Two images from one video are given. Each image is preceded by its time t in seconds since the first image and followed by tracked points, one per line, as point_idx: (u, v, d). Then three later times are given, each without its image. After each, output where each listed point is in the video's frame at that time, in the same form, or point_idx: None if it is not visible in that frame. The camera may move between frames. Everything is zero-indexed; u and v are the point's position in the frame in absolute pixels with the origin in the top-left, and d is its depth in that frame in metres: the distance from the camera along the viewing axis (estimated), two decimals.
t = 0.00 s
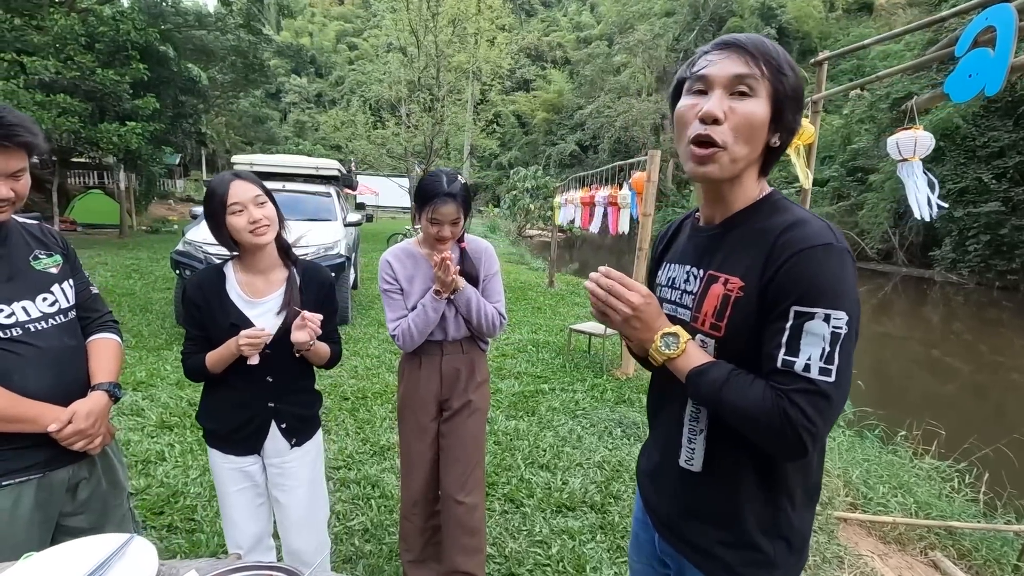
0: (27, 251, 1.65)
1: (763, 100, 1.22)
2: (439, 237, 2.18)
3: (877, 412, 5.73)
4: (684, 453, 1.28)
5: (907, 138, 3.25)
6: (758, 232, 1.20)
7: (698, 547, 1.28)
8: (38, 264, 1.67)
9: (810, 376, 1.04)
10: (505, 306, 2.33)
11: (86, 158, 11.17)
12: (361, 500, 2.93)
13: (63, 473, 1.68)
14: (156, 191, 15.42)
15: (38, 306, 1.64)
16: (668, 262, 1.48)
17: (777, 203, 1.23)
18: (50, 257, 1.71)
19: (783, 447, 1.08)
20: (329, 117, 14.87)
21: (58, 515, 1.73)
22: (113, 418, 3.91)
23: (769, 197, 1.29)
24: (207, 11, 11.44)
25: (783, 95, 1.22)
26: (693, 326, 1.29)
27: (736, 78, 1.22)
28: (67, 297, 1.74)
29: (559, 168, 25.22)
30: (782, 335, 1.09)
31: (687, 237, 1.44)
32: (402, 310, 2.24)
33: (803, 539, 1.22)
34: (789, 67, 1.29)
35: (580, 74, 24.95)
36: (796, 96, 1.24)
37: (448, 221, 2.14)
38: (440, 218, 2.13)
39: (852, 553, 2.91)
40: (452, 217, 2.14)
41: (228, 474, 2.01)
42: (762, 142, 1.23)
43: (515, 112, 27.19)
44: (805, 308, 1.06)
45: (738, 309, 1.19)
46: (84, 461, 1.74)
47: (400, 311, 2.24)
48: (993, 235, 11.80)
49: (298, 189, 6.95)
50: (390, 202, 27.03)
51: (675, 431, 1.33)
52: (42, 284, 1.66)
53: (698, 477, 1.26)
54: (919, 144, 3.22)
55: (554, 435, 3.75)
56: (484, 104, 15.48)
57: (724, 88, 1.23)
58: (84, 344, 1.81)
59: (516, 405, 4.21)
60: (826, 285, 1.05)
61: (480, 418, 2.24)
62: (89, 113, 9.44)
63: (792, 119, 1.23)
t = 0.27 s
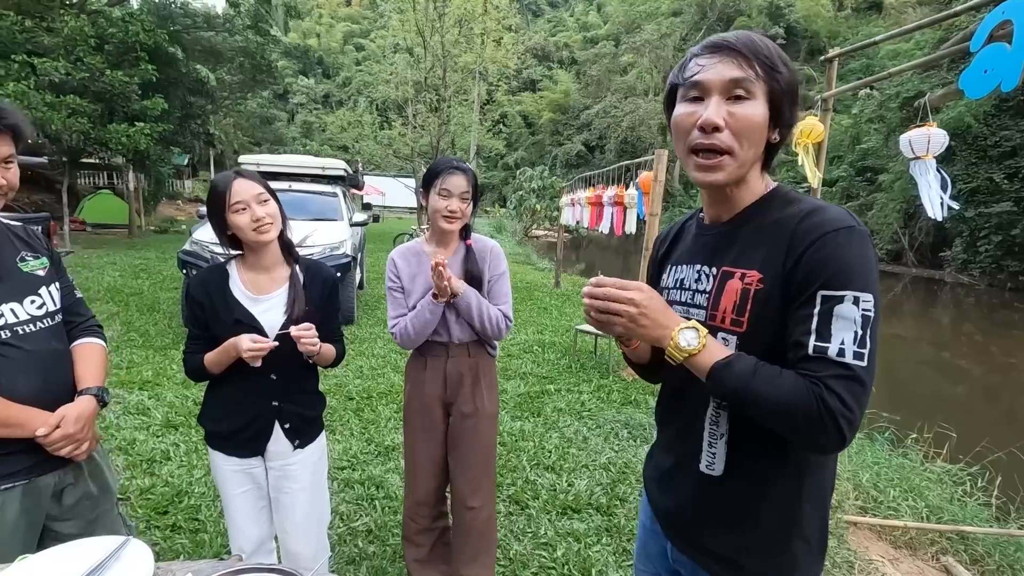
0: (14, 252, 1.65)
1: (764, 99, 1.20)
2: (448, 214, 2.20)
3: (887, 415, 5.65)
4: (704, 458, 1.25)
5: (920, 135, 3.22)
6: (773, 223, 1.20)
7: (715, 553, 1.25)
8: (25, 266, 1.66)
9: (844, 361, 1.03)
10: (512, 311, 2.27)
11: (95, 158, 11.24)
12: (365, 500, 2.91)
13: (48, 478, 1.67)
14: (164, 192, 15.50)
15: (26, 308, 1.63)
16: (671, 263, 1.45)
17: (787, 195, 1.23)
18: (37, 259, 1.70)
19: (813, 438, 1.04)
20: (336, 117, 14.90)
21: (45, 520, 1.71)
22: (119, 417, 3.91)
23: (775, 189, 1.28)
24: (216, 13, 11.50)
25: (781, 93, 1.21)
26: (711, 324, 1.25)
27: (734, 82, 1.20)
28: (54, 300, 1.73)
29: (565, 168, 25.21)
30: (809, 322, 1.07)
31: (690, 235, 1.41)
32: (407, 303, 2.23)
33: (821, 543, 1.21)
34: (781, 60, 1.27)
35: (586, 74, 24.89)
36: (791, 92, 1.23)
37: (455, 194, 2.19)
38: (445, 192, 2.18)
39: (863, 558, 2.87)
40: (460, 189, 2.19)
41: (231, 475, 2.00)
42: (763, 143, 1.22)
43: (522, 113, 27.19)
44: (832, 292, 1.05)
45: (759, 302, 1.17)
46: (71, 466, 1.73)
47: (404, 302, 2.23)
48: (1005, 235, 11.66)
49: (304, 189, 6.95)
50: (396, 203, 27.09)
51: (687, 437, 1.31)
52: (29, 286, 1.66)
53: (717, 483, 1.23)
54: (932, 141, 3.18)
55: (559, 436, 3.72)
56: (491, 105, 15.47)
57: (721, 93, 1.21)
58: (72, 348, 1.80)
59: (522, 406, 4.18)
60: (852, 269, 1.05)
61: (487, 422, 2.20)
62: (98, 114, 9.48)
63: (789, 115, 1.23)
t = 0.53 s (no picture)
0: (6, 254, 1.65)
1: (742, 105, 1.20)
2: (451, 203, 2.21)
3: (896, 417, 5.61)
4: (719, 463, 1.25)
5: (929, 133, 3.18)
6: (760, 226, 1.19)
7: (731, 552, 1.25)
8: (16, 268, 1.66)
9: (829, 360, 1.02)
10: (521, 311, 2.25)
11: (103, 159, 11.30)
12: (370, 500, 2.91)
13: (39, 481, 1.67)
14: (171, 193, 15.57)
15: (19, 310, 1.63)
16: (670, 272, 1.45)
17: (773, 195, 1.22)
18: (28, 262, 1.70)
19: (799, 442, 1.03)
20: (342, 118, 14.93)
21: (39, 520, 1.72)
22: (125, 417, 3.92)
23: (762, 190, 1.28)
24: (223, 15, 11.56)
25: (757, 98, 1.20)
26: (712, 333, 1.25)
27: (710, 92, 1.19)
28: (46, 303, 1.73)
29: (571, 169, 25.19)
30: (796, 321, 1.06)
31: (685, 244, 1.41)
32: (414, 302, 2.23)
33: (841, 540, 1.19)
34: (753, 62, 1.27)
35: (592, 74, 24.82)
36: (767, 94, 1.22)
37: (456, 183, 2.21)
38: (448, 181, 2.20)
39: (870, 561, 2.84)
40: (460, 178, 2.21)
41: (241, 472, 1.99)
42: (746, 148, 1.22)
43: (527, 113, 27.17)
44: (817, 291, 1.04)
45: (755, 308, 1.17)
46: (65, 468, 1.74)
47: (410, 301, 2.23)
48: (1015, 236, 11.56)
49: (309, 189, 6.96)
50: (402, 204, 27.14)
51: (703, 441, 1.31)
52: (21, 288, 1.65)
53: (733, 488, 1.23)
54: (942, 140, 3.15)
55: (564, 437, 3.71)
56: (496, 106, 15.47)
57: (699, 104, 1.20)
58: (63, 351, 1.80)
59: (527, 407, 4.17)
60: (837, 267, 1.04)
61: (494, 424, 2.19)
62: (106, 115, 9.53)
63: (767, 118, 1.23)
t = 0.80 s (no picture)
0: (12, 251, 1.65)
1: (715, 117, 1.19)
2: (454, 205, 2.21)
3: (901, 419, 5.58)
4: (719, 465, 1.27)
5: (935, 133, 3.16)
6: (745, 231, 1.20)
7: (737, 550, 1.25)
8: (22, 266, 1.67)
9: (796, 360, 1.01)
10: (527, 313, 2.25)
11: (109, 160, 11.36)
12: (374, 500, 2.92)
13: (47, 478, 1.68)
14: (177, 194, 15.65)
15: (22, 308, 1.64)
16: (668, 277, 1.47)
17: (757, 201, 1.22)
18: (34, 260, 1.70)
19: (767, 437, 1.02)
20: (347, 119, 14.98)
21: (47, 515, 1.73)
22: (131, 416, 3.94)
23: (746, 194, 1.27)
24: (228, 17, 11.62)
25: (730, 107, 1.19)
26: (708, 339, 1.27)
27: (682, 108, 1.18)
28: (50, 300, 1.73)
29: (575, 169, 25.18)
30: (772, 320, 1.06)
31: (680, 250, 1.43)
32: (416, 305, 2.22)
33: (848, 536, 1.19)
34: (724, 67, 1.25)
35: (596, 75, 24.80)
36: (739, 101, 1.21)
37: (459, 185, 2.21)
38: (450, 182, 2.21)
39: (876, 563, 2.83)
40: (462, 180, 2.22)
41: (250, 469, 1.99)
42: (724, 158, 1.21)
43: (531, 113, 27.19)
44: (790, 294, 1.04)
45: (745, 313, 1.18)
46: (74, 464, 1.75)
47: (412, 303, 2.23)
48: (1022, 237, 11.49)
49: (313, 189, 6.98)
50: (406, 204, 27.20)
51: (707, 442, 1.32)
52: (26, 286, 1.66)
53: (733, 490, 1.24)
54: (948, 140, 3.14)
55: (568, 437, 3.71)
56: (500, 107, 15.49)
57: (672, 120, 1.20)
58: (69, 347, 1.81)
59: (531, 407, 4.17)
60: (812, 268, 1.03)
61: (499, 425, 2.19)
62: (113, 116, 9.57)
63: (741, 125, 1.22)
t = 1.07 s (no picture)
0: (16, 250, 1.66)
1: (747, 105, 1.20)
2: (453, 207, 2.22)
3: (904, 421, 5.57)
4: (701, 453, 1.26)
5: (936, 135, 3.16)
6: (760, 224, 1.20)
7: (718, 547, 1.24)
8: (27, 263, 1.67)
9: (846, 359, 1.01)
10: (531, 315, 2.25)
11: (113, 161, 11.41)
12: (376, 500, 2.92)
13: (58, 474, 1.69)
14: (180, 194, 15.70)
15: (31, 306, 1.64)
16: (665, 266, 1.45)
17: (773, 194, 1.22)
18: (37, 257, 1.71)
19: (824, 435, 1.03)
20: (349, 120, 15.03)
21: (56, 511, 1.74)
22: (134, 415, 3.96)
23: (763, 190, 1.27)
24: (232, 18, 11.65)
25: (764, 97, 1.20)
26: (706, 325, 1.26)
27: (716, 91, 1.19)
28: (56, 297, 1.74)
29: (577, 170, 25.19)
30: (809, 319, 1.06)
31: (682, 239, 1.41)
32: (415, 310, 2.25)
33: (821, 535, 1.20)
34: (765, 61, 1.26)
35: (598, 76, 24.83)
36: (775, 94, 1.22)
37: (459, 186, 2.22)
38: (450, 182, 2.22)
39: (878, 565, 2.83)
40: (462, 181, 2.23)
41: (256, 467, 2.00)
42: (749, 147, 1.22)
43: (533, 115, 27.21)
44: (827, 292, 1.03)
45: (753, 301, 1.16)
46: (82, 460, 1.77)
47: (411, 309, 2.26)
48: None
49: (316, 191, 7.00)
50: (409, 205, 27.26)
51: (687, 436, 1.31)
52: (32, 283, 1.67)
53: (713, 479, 1.24)
54: (949, 141, 3.13)
55: (570, 437, 3.72)
56: (502, 108, 15.51)
57: (705, 101, 1.20)
58: (75, 344, 1.82)
59: (533, 407, 4.18)
60: (844, 266, 1.03)
61: (499, 427, 2.19)
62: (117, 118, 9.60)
63: (772, 117, 1.22)
